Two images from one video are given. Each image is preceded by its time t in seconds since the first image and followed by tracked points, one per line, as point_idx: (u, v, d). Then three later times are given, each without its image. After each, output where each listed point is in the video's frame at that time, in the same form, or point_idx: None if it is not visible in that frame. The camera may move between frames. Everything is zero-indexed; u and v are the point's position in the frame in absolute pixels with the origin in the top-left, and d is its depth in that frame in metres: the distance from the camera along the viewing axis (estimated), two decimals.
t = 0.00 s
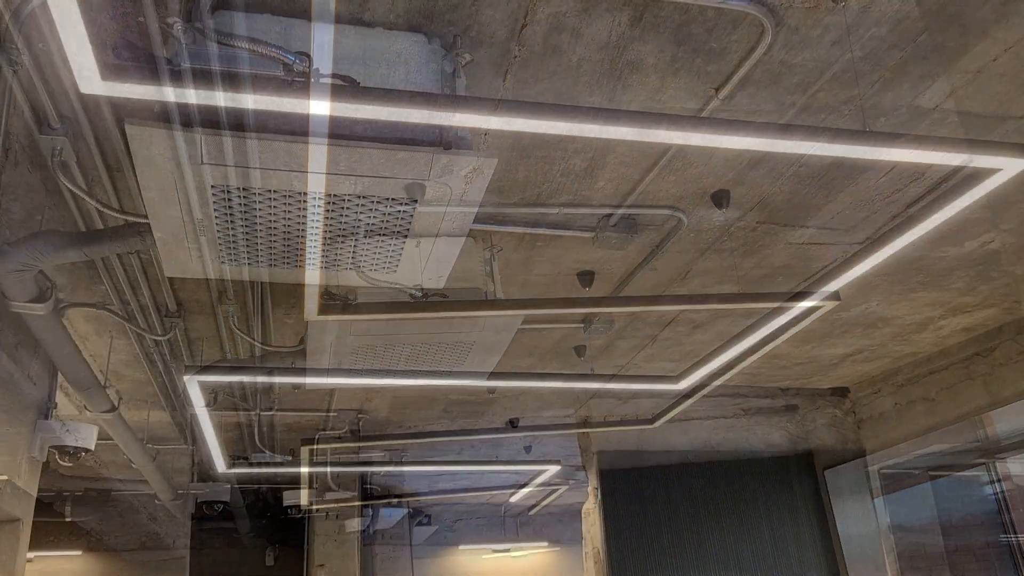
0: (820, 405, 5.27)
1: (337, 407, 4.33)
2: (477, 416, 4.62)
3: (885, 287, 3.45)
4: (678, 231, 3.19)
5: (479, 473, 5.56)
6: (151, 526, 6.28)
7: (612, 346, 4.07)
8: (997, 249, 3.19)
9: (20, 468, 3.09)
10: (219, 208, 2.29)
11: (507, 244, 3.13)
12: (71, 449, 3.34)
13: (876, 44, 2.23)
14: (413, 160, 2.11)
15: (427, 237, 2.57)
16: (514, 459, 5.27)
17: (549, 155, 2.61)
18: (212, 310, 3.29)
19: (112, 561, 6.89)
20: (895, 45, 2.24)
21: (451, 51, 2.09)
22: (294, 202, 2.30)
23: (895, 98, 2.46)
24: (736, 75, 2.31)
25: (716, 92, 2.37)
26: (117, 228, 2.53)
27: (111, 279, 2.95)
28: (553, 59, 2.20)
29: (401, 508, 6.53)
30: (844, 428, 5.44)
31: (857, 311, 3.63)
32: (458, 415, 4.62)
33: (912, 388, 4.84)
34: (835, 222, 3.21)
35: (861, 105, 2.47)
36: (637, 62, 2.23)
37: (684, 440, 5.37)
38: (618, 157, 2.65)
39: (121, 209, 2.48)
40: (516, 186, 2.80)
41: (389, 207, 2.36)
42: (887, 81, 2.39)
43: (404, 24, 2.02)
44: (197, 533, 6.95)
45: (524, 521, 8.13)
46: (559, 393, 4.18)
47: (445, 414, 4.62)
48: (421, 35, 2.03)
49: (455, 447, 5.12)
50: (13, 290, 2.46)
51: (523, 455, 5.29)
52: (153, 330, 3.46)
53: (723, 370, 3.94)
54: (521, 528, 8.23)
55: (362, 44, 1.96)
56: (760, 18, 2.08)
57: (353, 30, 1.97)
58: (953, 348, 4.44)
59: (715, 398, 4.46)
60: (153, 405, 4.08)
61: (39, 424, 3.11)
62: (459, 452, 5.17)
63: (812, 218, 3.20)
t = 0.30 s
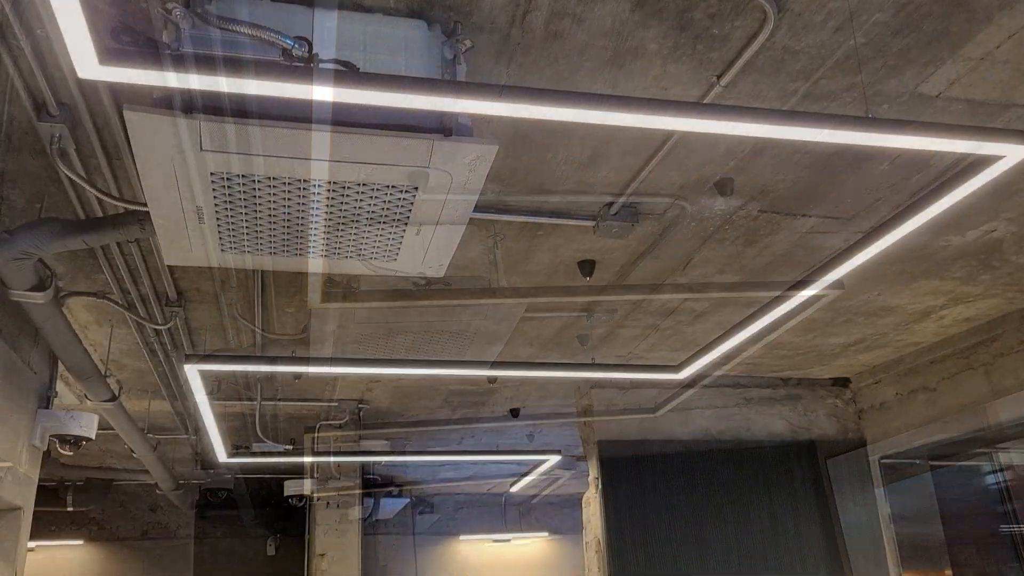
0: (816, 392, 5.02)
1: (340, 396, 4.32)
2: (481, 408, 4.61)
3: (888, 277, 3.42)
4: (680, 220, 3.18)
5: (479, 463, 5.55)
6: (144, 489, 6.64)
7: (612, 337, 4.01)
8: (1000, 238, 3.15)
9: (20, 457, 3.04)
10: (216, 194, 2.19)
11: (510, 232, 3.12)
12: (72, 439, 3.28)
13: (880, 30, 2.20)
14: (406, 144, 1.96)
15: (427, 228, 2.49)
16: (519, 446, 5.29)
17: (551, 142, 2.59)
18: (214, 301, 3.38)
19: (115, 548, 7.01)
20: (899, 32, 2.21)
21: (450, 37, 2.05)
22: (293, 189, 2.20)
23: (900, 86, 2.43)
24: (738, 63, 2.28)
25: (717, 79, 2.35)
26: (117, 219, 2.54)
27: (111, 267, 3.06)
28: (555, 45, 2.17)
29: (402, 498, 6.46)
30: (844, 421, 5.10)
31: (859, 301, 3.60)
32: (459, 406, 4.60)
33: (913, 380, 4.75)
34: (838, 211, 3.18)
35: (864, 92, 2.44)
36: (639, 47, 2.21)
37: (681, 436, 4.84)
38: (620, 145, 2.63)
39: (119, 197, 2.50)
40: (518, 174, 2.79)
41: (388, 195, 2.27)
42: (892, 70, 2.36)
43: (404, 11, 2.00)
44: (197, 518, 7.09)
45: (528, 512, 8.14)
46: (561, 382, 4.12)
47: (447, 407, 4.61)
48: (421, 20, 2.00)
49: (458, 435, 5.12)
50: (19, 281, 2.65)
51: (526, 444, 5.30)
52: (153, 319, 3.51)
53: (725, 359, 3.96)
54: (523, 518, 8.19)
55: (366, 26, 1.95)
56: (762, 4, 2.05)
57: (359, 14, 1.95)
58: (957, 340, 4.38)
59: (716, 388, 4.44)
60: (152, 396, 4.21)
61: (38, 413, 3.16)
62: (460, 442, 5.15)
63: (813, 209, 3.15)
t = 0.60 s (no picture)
0: (815, 371, 4.57)
1: (340, 372, 4.32)
2: (482, 383, 4.62)
3: (887, 256, 3.36)
4: (682, 198, 3.08)
5: (480, 441, 5.56)
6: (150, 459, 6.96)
7: (612, 314, 4.14)
8: (1002, 216, 3.08)
9: (21, 433, 3.04)
10: (213, 169, 2.13)
11: (510, 209, 3.11)
12: (73, 414, 3.25)
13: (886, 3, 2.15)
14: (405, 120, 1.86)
15: (428, 203, 2.37)
16: (518, 422, 5.49)
17: (550, 119, 2.55)
18: (214, 277, 3.41)
19: (117, 524, 6.96)
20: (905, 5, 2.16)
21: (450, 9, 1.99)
22: (290, 162, 2.13)
23: (905, 59, 2.39)
24: (740, 37, 2.24)
25: (719, 52, 2.31)
26: (114, 193, 2.50)
27: (111, 244, 3.04)
28: (556, 16, 2.14)
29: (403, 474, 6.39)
30: (844, 399, 4.54)
31: (860, 279, 3.56)
32: (458, 383, 4.60)
33: (914, 356, 4.23)
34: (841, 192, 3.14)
35: (869, 64, 2.40)
36: (640, 17, 2.17)
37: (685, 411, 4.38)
38: (620, 123, 2.58)
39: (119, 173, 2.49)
40: (517, 154, 2.76)
41: (388, 169, 2.17)
42: (897, 43, 2.32)
43: None
44: (201, 495, 7.23)
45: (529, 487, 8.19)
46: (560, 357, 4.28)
47: (449, 384, 4.61)
48: None
49: (458, 411, 5.13)
50: (19, 256, 2.62)
51: (522, 420, 5.53)
52: (153, 297, 3.48)
53: (724, 333, 4.06)
54: (524, 496, 8.43)
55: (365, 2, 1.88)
56: None
57: None
58: (957, 317, 3.94)
59: (715, 367, 4.43)
60: (153, 371, 4.24)
61: (38, 390, 3.17)
62: (460, 419, 5.37)
63: (815, 184, 3.00)
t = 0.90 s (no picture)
0: (816, 342, 4.57)
1: (340, 342, 4.32)
2: (482, 353, 4.63)
3: (888, 226, 3.34)
4: (684, 167, 3.06)
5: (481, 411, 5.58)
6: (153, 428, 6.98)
7: (612, 285, 4.15)
8: (1004, 186, 3.05)
9: (23, 400, 3.06)
10: (212, 133, 2.10)
11: (510, 178, 3.09)
12: (74, 381, 3.26)
13: None
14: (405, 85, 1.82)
15: (428, 170, 2.35)
16: (519, 393, 5.50)
17: (550, 85, 2.53)
18: (214, 245, 3.41)
19: (121, 492, 7.03)
20: None
21: None
22: (289, 127, 2.10)
23: (911, 23, 2.36)
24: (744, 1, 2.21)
25: (722, 16, 2.28)
26: (110, 157, 2.48)
27: (109, 212, 3.04)
28: None
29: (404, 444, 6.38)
30: (844, 370, 4.55)
31: (860, 250, 3.54)
32: (459, 354, 4.61)
33: (914, 329, 4.23)
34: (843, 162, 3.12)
35: (873, 29, 2.37)
36: None
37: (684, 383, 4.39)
38: (621, 89, 2.55)
39: (116, 138, 2.47)
40: (518, 122, 2.73)
41: (387, 134, 2.15)
42: (902, 7, 2.29)
43: None
44: (204, 464, 7.29)
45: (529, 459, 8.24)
46: (560, 327, 4.28)
47: (449, 354, 4.62)
48: None
49: (459, 381, 5.15)
50: (17, 221, 2.61)
51: (523, 389, 5.54)
52: (153, 265, 3.48)
53: (723, 305, 4.06)
54: (525, 466, 8.50)
55: None
56: None
57: None
58: (958, 290, 3.94)
59: (715, 339, 4.44)
60: (155, 340, 4.26)
61: (39, 357, 3.18)
62: (461, 388, 5.39)
63: (817, 153, 2.98)
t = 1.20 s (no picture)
0: (817, 315, 4.56)
1: (341, 312, 4.31)
2: (484, 324, 4.62)
3: (893, 196, 3.31)
4: (688, 135, 3.03)
5: (482, 382, 5.59)
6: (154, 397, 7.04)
7: (614, 257, 4.14)
8: (1011, 155, 3.01)
9: (24, 366, 3.06)
10: (210, 95, 2.07)
11: (511, 146, 3.05)
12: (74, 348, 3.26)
13: None
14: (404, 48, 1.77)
15: (428, 136, 2.32)
16: (520, 364, 5.50)
17: (553, 51, 2.49)
18: (214, 213, 3.39)
19: (124, 461, 7.07)
20: None
21: None
22: (289, 90, 2.07)
23: None
24: None
25: None
26: (107, 122, 2.45)
27: (109, 179, 3.02)
28: None
29: (405, 415, 6.39)
30: (845, 342, 4.55)
31: (864, 221, 3.52)
32: (460, 325, 4.61)
33: (916, 301, 4.22)
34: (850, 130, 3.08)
35: None
36: None
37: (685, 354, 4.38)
38: (625, 55, 2.51)
39: (114, 102, 2.44)
40: (520, 88, 2.69)
41: (387, 98, 2.12)
42: None
43: None
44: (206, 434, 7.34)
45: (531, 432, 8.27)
46: (562, 298, 4.27)
47: (450, 325, 4.61)
48: None
49: (460, 352, 5.15)
50: (15, 187, 2.58)
51: (524, 361, 5.54)
52: (152, 233, 3.47)
53: (725, 276, 4.04)
54: (525, 438, 8.56)
55: None
56: None
57: None
58: (962, 262, 3.91)
59: (717, 311, 4.42)
60: (155, 310, 4.26)
61: (39, 325, 3.17)
62: (462, 359, 5.39)
63: (823, 122, 2.95)
